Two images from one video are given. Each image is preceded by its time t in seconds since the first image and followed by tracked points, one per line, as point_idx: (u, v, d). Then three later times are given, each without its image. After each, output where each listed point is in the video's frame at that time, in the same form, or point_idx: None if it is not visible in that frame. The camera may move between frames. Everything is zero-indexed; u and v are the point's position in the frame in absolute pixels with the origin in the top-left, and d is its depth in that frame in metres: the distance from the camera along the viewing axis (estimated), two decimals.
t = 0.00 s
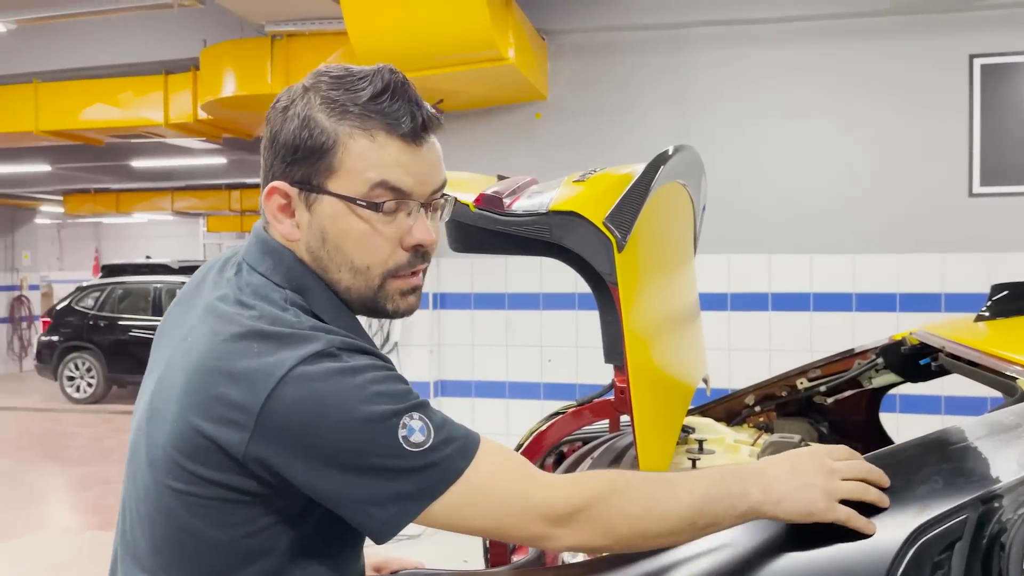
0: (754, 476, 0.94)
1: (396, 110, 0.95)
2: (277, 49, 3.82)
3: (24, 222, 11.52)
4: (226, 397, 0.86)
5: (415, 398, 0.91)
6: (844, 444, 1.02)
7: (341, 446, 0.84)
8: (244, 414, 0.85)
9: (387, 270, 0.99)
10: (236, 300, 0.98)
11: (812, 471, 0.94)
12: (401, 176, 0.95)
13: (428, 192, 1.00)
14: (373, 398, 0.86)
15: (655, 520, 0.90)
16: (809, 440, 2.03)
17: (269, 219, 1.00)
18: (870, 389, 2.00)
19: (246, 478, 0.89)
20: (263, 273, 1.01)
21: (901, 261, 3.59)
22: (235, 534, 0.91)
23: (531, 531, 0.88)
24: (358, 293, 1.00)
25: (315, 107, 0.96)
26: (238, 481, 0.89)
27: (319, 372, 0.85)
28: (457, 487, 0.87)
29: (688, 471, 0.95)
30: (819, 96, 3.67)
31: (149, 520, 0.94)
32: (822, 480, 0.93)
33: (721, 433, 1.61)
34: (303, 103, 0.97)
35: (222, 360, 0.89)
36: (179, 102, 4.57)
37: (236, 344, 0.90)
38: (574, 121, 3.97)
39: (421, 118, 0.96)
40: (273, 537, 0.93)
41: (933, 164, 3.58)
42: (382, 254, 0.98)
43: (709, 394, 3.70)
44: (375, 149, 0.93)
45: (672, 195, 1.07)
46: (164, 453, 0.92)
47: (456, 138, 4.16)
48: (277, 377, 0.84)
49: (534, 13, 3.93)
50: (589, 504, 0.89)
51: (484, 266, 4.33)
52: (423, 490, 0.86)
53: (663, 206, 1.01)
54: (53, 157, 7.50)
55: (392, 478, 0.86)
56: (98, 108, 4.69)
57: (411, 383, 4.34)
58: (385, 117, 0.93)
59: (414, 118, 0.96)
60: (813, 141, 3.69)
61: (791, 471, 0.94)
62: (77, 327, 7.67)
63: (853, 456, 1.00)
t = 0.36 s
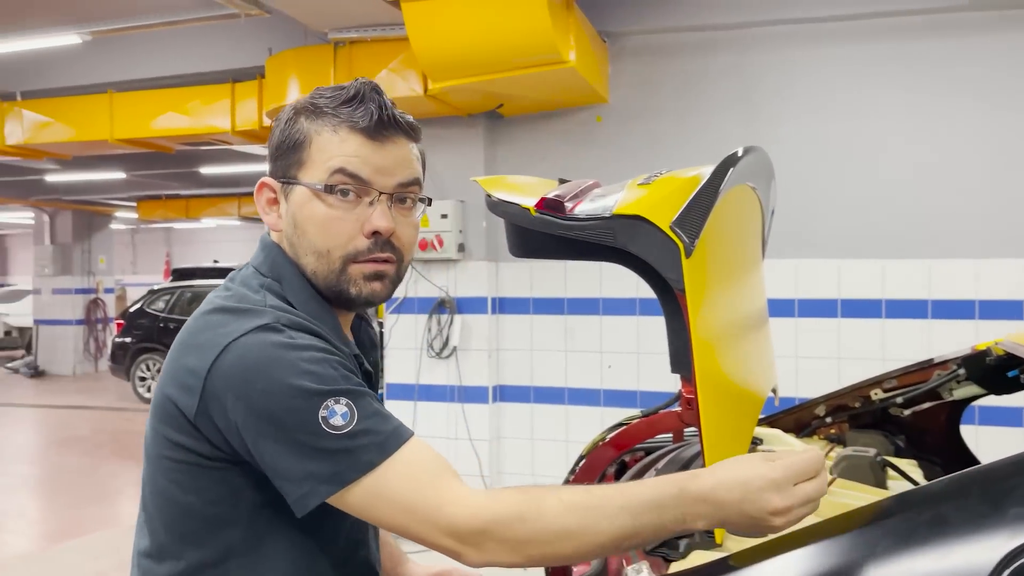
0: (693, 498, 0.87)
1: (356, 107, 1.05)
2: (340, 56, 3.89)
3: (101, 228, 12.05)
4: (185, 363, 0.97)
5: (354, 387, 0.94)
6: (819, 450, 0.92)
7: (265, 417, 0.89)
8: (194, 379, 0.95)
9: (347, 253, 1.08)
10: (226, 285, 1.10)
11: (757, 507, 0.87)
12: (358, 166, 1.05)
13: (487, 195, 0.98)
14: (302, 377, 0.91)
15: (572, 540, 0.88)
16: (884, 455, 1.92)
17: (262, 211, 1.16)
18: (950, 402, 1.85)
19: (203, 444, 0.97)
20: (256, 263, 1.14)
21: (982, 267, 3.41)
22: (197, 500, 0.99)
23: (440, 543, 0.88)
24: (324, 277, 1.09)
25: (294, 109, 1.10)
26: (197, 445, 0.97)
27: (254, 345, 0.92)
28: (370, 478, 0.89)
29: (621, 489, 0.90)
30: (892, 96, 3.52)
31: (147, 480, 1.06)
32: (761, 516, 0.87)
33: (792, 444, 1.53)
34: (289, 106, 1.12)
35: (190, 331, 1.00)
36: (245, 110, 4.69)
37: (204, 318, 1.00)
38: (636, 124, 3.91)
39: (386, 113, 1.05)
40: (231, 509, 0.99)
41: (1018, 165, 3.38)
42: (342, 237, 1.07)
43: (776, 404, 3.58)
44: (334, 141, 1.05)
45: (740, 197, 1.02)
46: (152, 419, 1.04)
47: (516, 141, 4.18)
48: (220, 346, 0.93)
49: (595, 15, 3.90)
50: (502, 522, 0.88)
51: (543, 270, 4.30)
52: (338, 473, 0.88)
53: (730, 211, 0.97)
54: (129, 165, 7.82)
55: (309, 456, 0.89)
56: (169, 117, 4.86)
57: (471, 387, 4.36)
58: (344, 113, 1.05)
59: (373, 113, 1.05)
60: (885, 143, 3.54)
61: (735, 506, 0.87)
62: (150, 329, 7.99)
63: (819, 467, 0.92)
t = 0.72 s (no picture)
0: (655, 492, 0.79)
1: (361, 102, 1.06)
2: (401, 59, 3.93)
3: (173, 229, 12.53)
4: (190, 351, 0.97)
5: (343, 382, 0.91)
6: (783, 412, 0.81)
7: (251, 407, 0.87)
8: (197, 366, 0.94)
9: (356, 245, 1.07)
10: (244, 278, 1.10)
11: (719, 496, 0.78)
12: (364, 160, 1.05)
13: (547, 195, 0.91)
14: (289, 368, 0.88)
15: (533, 541, 0.81)
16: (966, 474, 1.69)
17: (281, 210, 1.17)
18: None
19: (201, 432, 0.96)
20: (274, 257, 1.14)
21: None
22: (197, 488, 0.97)
23: (407, 550, 0.83)
24: (335, 269, 1.09)
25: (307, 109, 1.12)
26: (196, 433, 0.96)
27: (247, 334, 0.91)
28: (345, 475, 0.84)
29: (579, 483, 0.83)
30: (971, 96, 3.34)
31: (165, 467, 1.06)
32: (728, 500, 0.79)
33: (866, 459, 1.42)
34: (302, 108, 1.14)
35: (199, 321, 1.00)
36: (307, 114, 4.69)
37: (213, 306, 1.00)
38: (699, 125, 3.82)
39: (390, 106, 1.05)
40: (230, 500, 0.96)
41: None
42: (351, 228, 1.07)
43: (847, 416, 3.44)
44: (341, 136, 1.06)
45: (811, 199, 0.94)
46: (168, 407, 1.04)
47: (576, 144, 4.15)
48: (218, 335, 0.92)
49: (659, 15, 3.83)
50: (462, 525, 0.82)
51: (602, 274, 4.25)
52: (314, 468, 0.84)
53: (800, 211, 0.89)
54: (199, 168, 8.10)
55: (289, 449, 0.86)
56: (235, 120, 4.95)
57: (528, 392, 4.34)
58: (350, 107, 1.06)
59: (378, 107, 1.05)
60: (963, 145, 3.36)
61: (693, 496, 0.78)
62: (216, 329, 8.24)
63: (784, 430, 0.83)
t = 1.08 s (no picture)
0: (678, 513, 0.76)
1: (376, 96, 1.02)
2: (454, 60, 3.96)
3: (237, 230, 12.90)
4: (201, 352, 0.96)
5: (349, 387, 0.89)
6: (818, 444, 0.77)
7: (253, 409, 0.85)
8: (207, 365, 0.93)
9: (368, 242, 1.05)
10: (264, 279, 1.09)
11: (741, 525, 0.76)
12: (378, 155, 1.01)
13: (581, 198, 0.87)
14: (295, 370, 0.86)
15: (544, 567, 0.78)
16: None
17: (296, 211, 1.15)
18: None
19: (211, 437, 0.94)
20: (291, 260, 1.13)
21: None
22: (207, 493, 0.96)
23: (410, 566, 0.81)
24: (350, 267, 1.06)
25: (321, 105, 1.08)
26: (207, 436, 0.95)
27: (257, 334, 0.89)
28: (350, 485, 0.82)
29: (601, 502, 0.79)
30: None
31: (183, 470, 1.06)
32: (750, 532, 0.76)
33: (929, 481, 1.32)
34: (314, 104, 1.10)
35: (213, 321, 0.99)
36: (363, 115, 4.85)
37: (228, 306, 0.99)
38: (758, 126, 3.71)
39: (405, 100, 1.02)
40: (242, 505, 0.94)
41: None
42: (365, 226, 1.04)
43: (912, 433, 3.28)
44: (355, 131, 1.02)
45: (866, 200, 0.86)
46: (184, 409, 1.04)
47: (631, 146, 4.08)
48: (228, 335, 0.91)
49: (717, 14, 3.74)
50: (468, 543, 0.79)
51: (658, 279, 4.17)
52: (316, 475, 0.82)
53: (851, 215, 0.81)
54: (261, 169, 8.31)
55: (290, 454, 0.84)
56: (292, 122, 5.09)
57: (578, 398, 4.30)
58: (365, 103, 1.02)
59: (394, 100, 1.02)
60: None
61: (711, 524, 0.76)
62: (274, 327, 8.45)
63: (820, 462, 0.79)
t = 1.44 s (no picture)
0: None
1: (452, 103, 0.98)
2: (497, 59, 3.96)
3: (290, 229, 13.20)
4: (255, 371, 0.90)
5: (427, 414, 0.87)
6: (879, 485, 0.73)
7: (328, 437, 0.82)
8: (263, 387, 0.88)
9: (447, 258, 1.02)
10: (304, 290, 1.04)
11: None
12: (457, 167, 0.98)
13: (598, 204, 0.83)
14: (375, 396, 0.83)
15: None
16: None
17: (340, 218, 1.06)
18: None
19: (262, 463, 0.90)
20: (333, 271, 1.07)
21: None
22: (252, 522, 0.92)
23: None
24: (420, 283, 1.03)
25: (379, 106, 1.01)
26: (258, 463, 0.90)
27: (329, 356, 0.85)
28: (440, 520, 0.81)
29: None
30: None
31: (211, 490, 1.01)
32: None
33: (977, 502, 1.24)
34: (368, 103, 1.03)
35: (263, 337, 0.94)
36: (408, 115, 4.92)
37: (279, 323, 0.94)
38: (808, 126, 3.59)
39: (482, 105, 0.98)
40: (290, 535, 0.90)
41: None
42: (443, 242, 1.01)
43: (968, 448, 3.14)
44: (431, 140, 0.97)
45: (903, 199, 0.80)
46: (218, 427, 0.98)
47: (676, 147, 4.00)
48: (293, 356, 0.86)
49: (767, 12, 3.64)
50: None
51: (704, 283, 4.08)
52: (402, 510, 0.81)
53: (883, 222, 0.75)
54: (313, 169, 8.48)
55: (373, 487, 0.81)
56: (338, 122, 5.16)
57: (620, 403, 4.23)
58: (441, 110, 0.97)
59: (471, 109, 0.98)
60: None
61: None
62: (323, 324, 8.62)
63: None
